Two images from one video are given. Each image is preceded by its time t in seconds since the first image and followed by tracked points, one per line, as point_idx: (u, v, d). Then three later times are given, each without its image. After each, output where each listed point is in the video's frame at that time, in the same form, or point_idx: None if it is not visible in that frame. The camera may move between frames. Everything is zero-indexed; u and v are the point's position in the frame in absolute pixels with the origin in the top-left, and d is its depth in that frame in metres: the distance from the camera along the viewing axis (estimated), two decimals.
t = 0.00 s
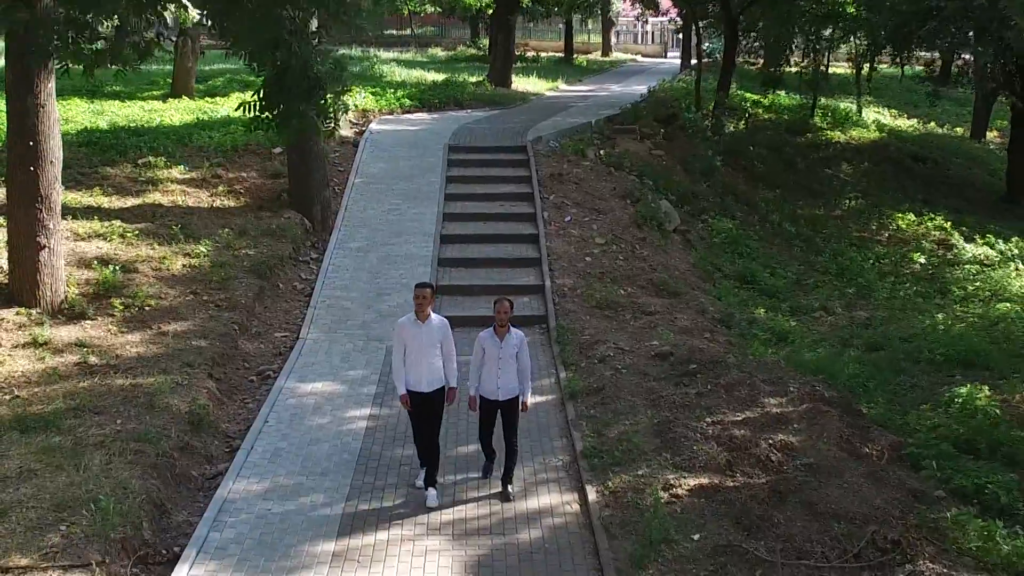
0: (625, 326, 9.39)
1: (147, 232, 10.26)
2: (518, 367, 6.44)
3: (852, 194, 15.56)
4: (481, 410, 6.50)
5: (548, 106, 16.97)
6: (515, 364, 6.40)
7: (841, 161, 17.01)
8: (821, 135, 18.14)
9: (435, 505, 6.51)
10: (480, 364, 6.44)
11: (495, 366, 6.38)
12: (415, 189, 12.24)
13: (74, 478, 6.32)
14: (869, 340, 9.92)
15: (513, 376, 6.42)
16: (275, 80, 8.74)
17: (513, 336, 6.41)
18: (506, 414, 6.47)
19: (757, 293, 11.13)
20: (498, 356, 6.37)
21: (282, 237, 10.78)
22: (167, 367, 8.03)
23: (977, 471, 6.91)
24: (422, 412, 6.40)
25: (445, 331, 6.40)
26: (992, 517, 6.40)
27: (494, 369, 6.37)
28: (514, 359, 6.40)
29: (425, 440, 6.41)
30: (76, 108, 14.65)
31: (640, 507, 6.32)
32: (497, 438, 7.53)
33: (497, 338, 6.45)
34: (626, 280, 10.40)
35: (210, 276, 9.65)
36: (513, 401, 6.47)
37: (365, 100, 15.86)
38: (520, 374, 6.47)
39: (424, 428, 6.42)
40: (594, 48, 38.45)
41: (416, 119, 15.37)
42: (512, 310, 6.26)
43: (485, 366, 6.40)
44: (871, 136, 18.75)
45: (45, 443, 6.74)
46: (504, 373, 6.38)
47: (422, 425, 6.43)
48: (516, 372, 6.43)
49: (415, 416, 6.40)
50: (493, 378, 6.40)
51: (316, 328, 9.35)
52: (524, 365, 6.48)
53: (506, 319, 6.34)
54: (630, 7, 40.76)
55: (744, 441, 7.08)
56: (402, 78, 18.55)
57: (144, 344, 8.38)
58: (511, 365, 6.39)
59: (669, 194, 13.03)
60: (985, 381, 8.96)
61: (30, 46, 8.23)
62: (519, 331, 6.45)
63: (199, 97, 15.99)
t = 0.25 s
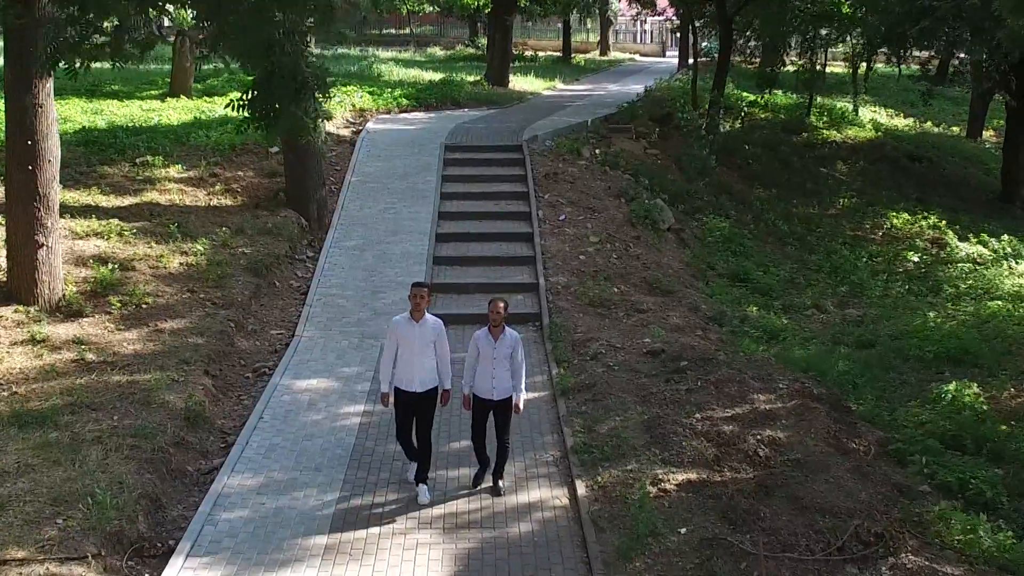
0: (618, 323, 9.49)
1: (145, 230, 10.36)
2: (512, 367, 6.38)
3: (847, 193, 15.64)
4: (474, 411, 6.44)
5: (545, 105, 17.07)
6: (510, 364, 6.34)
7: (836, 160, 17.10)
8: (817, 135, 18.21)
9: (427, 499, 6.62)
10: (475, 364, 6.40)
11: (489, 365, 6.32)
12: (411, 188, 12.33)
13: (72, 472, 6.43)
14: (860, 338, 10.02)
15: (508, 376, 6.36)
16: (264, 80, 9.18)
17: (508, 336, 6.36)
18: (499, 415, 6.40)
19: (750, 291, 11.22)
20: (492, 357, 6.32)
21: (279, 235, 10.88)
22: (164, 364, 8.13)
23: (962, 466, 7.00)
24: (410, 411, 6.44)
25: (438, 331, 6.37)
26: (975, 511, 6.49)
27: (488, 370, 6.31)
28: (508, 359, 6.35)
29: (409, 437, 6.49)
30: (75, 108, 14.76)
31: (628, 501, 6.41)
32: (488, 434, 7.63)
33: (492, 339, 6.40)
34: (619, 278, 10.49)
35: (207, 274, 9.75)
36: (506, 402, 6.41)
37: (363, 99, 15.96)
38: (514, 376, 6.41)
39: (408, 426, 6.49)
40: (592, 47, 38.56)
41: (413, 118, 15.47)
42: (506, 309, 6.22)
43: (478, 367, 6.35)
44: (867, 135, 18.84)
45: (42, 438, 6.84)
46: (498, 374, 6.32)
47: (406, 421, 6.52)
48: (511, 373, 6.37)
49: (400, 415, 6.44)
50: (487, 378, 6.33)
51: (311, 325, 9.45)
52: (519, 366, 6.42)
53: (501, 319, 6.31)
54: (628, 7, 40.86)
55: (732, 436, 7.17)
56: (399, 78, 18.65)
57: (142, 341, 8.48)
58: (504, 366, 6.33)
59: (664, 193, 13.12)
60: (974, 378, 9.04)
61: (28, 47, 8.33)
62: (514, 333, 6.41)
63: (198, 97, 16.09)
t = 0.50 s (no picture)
0: (609, 321, 9.58)
1: (140, 228, 10.45)
2: (501, 367, 6.36)
3: (840, 191, 15.72)
4: (463, 411, 6.40)
5: (540, 104, 17.16)
6: (498, 365, 6.32)
7: (831, 158, 17.18)
8: (812, 133, 18.29)
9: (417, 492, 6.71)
10: (463, 364, 6.36)
11: (478, 366, 6.29)
12: (405, 186, 12.42)
13: (65, 467, 6.52)
14: (848, 335, 10.10)
15: (497, 377, 6.34)
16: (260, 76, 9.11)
17: (496, 336, 6.34)
18: (488, 416, 6.37)
19: (741, 289, 11.31)
20: (481, 357, 6.29)
21: (273, 233, 10.97)
22: (158, 360, 8.22)
23: (944, 461, 7.09)
24: (397, 412, 6.36)
25: (426, 330, 6.33)
26: (956, 505, 6.58)
27: (477, 370, 6.28)
28: (496, 360, 6.32)
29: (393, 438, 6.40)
30: (72, 107, 14.86)
31: (613, 495, 6.50)
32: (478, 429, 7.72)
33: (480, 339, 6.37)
34: (611, 276, 10.58)
35: (202, 272, 9.84)
36: (495, 402, 6.38)
37: (359, 98, 16.05)
38: (503, 377, 6.38)
39: (393, 427, 6.41)
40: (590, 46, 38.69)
41: (408, 117, 15.55)
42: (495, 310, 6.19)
43: (467, 367, 6.32)
44: (861, 134, 18.91)
45: (37, 433, 6.94)
46: (487, 374, 6.28)
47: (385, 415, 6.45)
48: (499, 373, 6.36)
49: (387, 417, 6.35)
50: (476, 379, 6.29)
51: (305, 322, 9.54)
52: (508, 366, 6.40)
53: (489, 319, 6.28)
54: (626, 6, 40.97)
55: (718, 432, 7.25)
56: (396, 77, 18.74)
57: (136, 338, 8.57)
58: (493, 366, 6.30)
59: (657, 191, 13.20)
60: (961, 375, 9.13)
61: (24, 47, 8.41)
62: (503, 333, 6.38)
63: (194, 96, 16.19)
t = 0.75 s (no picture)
0: (601, 320, 9.63)
1: (136, 229, 10.51)
2: (488, 372, 6.40)
3: (835, 190, 15.77)
4: (452, 417, 6.44)
5: (536, 104, 17.20)
6: (485, 370, 6.36)
7: (826, 158, 17.22)
8: (808, 133, 18.33)
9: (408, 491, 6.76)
10: (451, 369, 6.39)
11: (465, 371, 6.33)
12: (401, 186, 12.47)
13: (59, 465, 6.58)
14: (840, 334, 10.15)
15: (484, 381, 6.38)
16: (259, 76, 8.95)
17: (482, 341, 6.37)
18: (477, 421, 6.41)
19: (735, 288, 11.35)
20: (468, 362, 6.32)
21: (269, 233, 11.02)
22: (152, 360, 8.28)
23: (932, 460, 7.14)
24: (386, 419, 6.39)
25: (412, 336, 6.36)
26: (942, 503, 6.63)
27: (465, 376, 6.32)
28: (483, 364, 6.36)
29: (385, 445, 6.41)
30: (69, 108, 14.91)
31: (602, 493, 6.55)
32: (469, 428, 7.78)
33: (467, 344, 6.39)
34: (604, 275, 10.63)
35: (197, 272, 9.89)
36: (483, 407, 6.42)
37: (355, 98, 16.11)
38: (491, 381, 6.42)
39: (385, 432, 6.41)
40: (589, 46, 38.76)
41: (404, 117, 15.60)
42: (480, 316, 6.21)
43: (455, 372, 6.35)
44: (858, 133, 18.95)
45: (31, 432, 6.99)
46: (475, 380, 6.33)
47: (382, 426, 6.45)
48: (487, 377, 6.39)
49: (377, 421, 6.38)
50: (464, 385, 6.33)
51: (299, 322, 9.60)
52: (495, 371, 6.43)
53: (474, 325, 6.29)
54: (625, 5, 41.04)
55: (707, 431, 7.30)
56: (393, 77, 18.80)
57: (131, 338, 8.63)
58: (480, 371, 6.34)
59: (651, 191, 13.25)
60: (951, 374, 9.17)
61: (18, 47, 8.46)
62: (489, 337, 6.41)
63: (191, 96, 16.25)
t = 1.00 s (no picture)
0: (594, 320, 9.66)
1: (130, 229, 10.55)
2: (472, 375, 6.38)
3: (831, 190, 15.79)
4: (439, 422, 6.42)
5: (532, 104, 17.23)
6: (470, 373, 6.34)
7: (822, 158, 17.25)
8: (804, 133, 18.35)
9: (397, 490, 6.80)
10: (436, 374, 6.37)
11: (450, 376, 6.30)
12: (395, 186, 12.51)
13: (50, 464, 6.61)
14: (832, 334, 10.18)
15: (469, 385, 6.35)
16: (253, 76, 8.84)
17: (466, 344, 6.35)
18: (464, 425, 6.40)
19: (728, 288, 11.38)
20: (453, 367, 6.29)
21: (263, 233, 11.06)
22: (144, 359, 8.31)
23: (920, 460, 7.16)
24: (371, 424, 6.39)
25: (394, 339, 6.34)
26: (929, 503, 6.66)
27: (450, 381, 6.30)
28: (468, 368, 6.34)
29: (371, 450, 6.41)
30: (65, 107, 14.95)
31: (590, 492, 6.58)
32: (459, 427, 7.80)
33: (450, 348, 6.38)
34: (597, 275, 10.66)
35: (190, 271, 9.93)
36: (469, 411, 6.41)
37: (350, 98, 16.14)
38: (476, 385, 6.41)
39: (371, 438, 6.42)
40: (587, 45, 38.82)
41: (400, 117, 15.63)
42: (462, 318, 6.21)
43: (440, 378, 6.32)
44: (854, 133, 18.96)
45: (23, 431, 7.03)
46: (460, 384, 6.30)
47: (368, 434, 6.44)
48: (472, 381, 6.38)
49: (362, 428, 6.38)
50: (449, 390, 6.31)
51: (292, 322, 9.63)
52: (480, 374, 6.41)
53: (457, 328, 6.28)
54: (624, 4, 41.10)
55: (696, 430, 7.33)
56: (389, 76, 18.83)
57: (124, 337, 8.67)
58: (465, 374, 6.32)
59: (646, 191, 13.28)
60: (942, 374, 9.20)
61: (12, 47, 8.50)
62: (472, 339, 6.40)
63: (187, 96, 16.28)
